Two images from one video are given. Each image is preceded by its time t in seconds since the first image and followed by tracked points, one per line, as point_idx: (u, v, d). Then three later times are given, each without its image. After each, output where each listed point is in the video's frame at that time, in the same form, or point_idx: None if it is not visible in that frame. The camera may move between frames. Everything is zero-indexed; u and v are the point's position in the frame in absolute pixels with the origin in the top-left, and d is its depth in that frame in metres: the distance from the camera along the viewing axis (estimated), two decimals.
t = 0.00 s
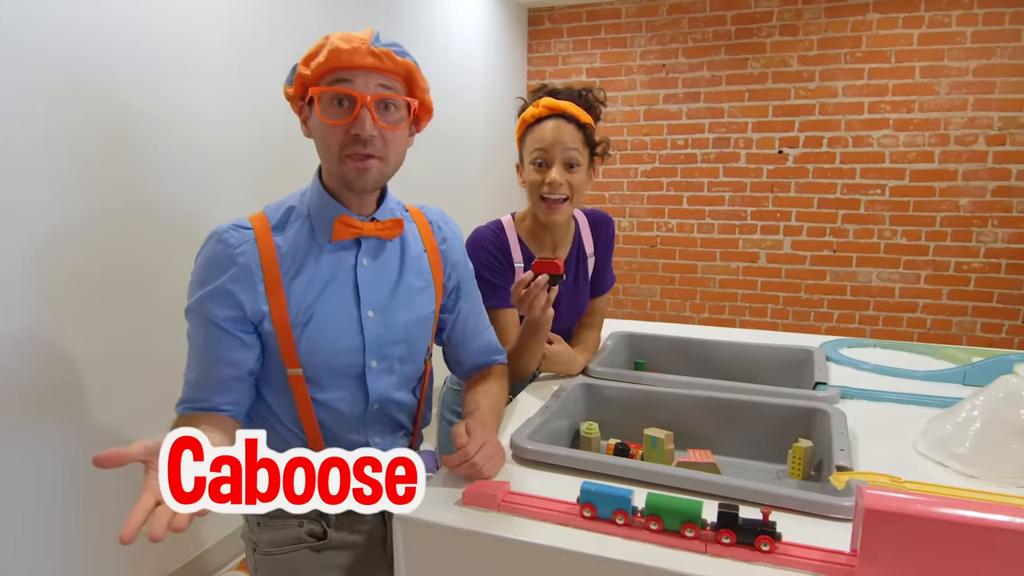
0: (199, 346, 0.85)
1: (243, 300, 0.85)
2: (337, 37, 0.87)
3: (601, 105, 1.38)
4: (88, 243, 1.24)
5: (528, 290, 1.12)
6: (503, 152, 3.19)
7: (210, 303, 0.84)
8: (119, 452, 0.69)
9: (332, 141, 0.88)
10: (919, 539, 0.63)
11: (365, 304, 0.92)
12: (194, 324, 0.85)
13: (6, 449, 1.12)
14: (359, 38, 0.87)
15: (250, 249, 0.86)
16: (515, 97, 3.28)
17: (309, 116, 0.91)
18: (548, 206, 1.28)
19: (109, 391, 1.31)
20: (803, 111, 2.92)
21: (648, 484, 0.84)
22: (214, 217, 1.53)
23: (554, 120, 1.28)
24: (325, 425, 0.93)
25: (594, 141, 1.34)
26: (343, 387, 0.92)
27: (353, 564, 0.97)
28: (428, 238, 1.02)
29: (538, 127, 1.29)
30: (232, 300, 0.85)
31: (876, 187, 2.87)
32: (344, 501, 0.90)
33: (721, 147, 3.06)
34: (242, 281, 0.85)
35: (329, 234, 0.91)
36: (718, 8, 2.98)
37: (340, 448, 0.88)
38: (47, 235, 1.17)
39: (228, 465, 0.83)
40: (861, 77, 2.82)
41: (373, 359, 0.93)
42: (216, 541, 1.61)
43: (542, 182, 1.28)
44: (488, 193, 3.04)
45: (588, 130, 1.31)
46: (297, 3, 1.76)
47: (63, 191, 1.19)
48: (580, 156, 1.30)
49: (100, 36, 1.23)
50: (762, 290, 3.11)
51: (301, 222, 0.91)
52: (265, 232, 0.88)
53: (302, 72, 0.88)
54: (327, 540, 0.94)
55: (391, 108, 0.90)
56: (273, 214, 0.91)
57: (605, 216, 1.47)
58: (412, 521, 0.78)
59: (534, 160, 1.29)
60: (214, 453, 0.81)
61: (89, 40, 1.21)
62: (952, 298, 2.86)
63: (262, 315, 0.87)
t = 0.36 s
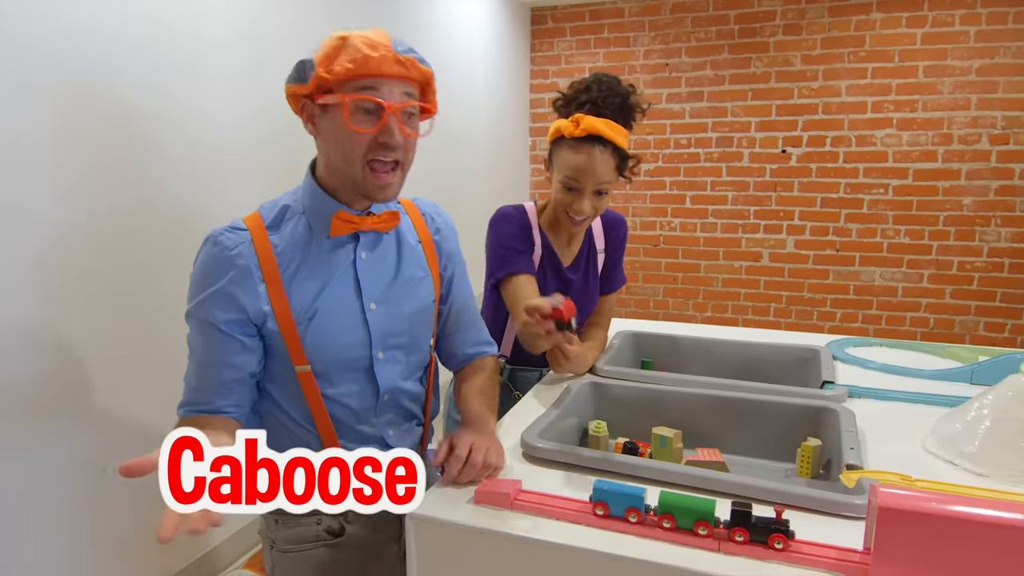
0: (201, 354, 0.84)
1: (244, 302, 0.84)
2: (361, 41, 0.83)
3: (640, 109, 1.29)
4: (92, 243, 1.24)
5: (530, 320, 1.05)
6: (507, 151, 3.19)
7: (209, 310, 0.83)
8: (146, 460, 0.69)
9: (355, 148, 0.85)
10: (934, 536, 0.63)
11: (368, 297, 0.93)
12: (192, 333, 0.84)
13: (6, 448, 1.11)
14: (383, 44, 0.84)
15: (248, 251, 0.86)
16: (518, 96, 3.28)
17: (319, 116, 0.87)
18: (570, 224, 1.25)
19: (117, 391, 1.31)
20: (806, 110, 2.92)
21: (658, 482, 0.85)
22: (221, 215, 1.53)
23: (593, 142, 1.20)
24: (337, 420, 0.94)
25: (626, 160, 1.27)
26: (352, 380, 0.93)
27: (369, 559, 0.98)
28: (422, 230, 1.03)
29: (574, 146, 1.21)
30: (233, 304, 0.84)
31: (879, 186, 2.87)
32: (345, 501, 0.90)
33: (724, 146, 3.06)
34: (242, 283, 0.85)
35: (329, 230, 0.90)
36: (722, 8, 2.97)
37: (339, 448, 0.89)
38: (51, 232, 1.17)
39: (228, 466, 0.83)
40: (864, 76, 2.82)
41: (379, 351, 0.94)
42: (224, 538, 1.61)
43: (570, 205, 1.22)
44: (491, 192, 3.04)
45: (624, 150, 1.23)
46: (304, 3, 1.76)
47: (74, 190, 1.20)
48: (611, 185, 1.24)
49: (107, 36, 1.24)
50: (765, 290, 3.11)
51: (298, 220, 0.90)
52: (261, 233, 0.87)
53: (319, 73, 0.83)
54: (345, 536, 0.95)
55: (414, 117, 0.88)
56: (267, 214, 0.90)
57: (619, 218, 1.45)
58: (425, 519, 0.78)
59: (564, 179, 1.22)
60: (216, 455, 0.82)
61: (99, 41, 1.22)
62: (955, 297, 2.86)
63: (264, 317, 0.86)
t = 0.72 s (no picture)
0: (245, 338, 0.82)
1: (288, 279, 0.84)
2: (402, 60, 0.85)
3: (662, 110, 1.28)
4: (110, 237, 1.23)
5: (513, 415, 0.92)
6: (510, 150, 3.19)
7: (253, 291, 0.82)
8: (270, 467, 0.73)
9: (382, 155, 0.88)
10: (950, 533, 0.63)
11: (393, 267, 0.97)
12: (233, 320, 0.81)
13: (16, 449, 1.10)
14: (422, 65, 0.86)
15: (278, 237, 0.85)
16: (521, 95, 3.27)
17: (344, 116, 0.88)
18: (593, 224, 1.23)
19: (130, 390, 1.30)
20: (809, 109, 2.92)
21: (669, 479, 0.85)
22: (230, 213, 1.53)
23: (617, 139, 1.18)
24: (375, 389, 0.96)
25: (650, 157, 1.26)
26: (386, 345, 0.96)
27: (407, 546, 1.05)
28: (413, 213, 1.08)
29: (598, 143, 1.19)
30: (274, 283, 0.84)
31: (883, 185, 2.87)
32: (344, 501, 0.96)
33: (728, 145, 3.06)
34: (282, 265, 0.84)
35: (348, 211, 0.92)
36: (725, 6, 2.97)
37: (337, 448, 0.94)
38: (68, 232, 1.16)
39: (228, 465, 0.92)
40: (868, 75, 2.82)
41: (407, 315, 0.98)
42: (239, 535, 1.61)
43: (594, 203, 1.21)
44: (494, 191, 3.04)
45: (648, 147, 1.22)
46: (310, 1, 1.76)
47: (92, 188, 1.20)
48: (634, 183, 1.23)
49: (119, 34, 1.23)
50: (768, 288, 3.11)
51: (314, 205, 0.91)
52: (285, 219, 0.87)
53: (359, 85, 0.84)
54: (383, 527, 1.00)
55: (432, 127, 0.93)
56: (281, 202, 0.90)
57: (636, 218, 1.42)
58: (438, 517, 0.78)
59: (587, 177, 1.21)
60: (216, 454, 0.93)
61: (111, 40, 1.22)
62: (959, 296, 2.85)
63: (304, 294, 0.86)
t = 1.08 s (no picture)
0: (297, 303, 0.83)
1: (337, 254, 0.86)
2: (445, 67, 0.89)
3: (667, 113, 1.29)
4: (121, 237, 1.24)
5: (518, 438, 0.84)
6: (512, 151, 3.19)
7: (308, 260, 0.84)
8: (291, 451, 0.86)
9: (421, 156, 0.92)
10: (958, 533, 0.63)
11: (426, 264, 0.98)
12: (288, 284, 0.82)
13: (26, 450, 1.11)
14: (462, 71, 0.90)
15: (328, 214, 0.88)
16: (523, 96, 3.28)
17: (389, 118, 0.92)
18: (600, 228, 1.23)
19: (134, 391, 1.30)
20: (811, 109, 2.92)
21: (676, 479, 0.85)
22: (234, 213, 1.53)
23: (625, 142, 1.18)
24: (394, 382, 0.96)
25: (657, 160, 1.26)
26: (412, 341, 0.97)
27: (411, 544, 1.05)
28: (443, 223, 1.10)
29: (605, 147, 1.19)
30: (325, 255, 0.86)
31: (885, 184, 2.87)
32: (344, 501, 0.96)
33: (730, 145, 3.06)
34: (331, 239, 0.86)
35: (388, 207, 0.95)
36: (727, 6, 2.97)
37: (338, 449, 0.97)
38: (74, 236, 1.16)
39: (229, 466, 1.06)
40: (870, 75, 2.82)
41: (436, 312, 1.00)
42: (240, 536, 1.61)
43: (601, 207, 1.21)
44: (496, 191, 3.04)
45: (655, 151, 1.22)
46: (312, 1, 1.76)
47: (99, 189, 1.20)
48: (641, 187, 1.23)
49: (122, 36, 1.23)
50: (770, 288, 3.11)
51: (360, 195, 0.94)
52: (333, 202, 0.90)
53: (404, 88, 0.88)
54: (387, 528, 1.00)
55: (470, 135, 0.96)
56: (330, 188, 0.93)
57: (643, 222, 1.42)
58: (444, 517, 0.78)
59: (593, 181, 1.21)
60: (216, 454, 1.10)
61: (115, 42, 1.22)
62: (961, 296, 2.85)
63: (347, 274, 0.88)
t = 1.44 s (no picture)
0: (331, 301, 0.84)
1: (377, 259, 0.87)
2: (502, 87, 0.91)
3: (674, 115, 1.29)
4: (123, 238, 1.24)
5: (544, 444, 0.84)
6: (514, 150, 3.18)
7: (350, 262, 0.85)
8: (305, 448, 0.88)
9: (473, 172, 0.94)
10: (968, 533, 0.63)
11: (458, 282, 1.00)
12: (326, 281, 0.83)
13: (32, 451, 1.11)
14: (519, 92, 0.92)
15: (374, 218, 0.89)
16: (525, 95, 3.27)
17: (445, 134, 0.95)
18: (609, 231, 1.23)
19: (138, 392, 1.30)
20: (814, 109, 2.91)
21: (685, 479, 0.85)
22: (236, 214, 1.52)
23: (634, 144, 1.18)
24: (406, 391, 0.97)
25: (665, 162, 1.26)
26: (432, 353, 0.98)
27: (411, 545, 1.05)
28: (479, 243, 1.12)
29: (613, 149, 1.19)
30: (366, 258, 0.87)
31: (887, 184, 2.87)
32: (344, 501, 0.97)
33: (732, 145, 3.06)
34: (373, 244, 0.87)
35: (433, 219, 0.97)
36: (729, 6, 2.97)
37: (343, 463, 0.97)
38: (74, 237, 1.15)
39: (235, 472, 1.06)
40: (873, 75, 2.81)
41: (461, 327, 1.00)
42: (243, 536, 1.60)
43: (609, 209, 1.21)
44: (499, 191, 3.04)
45: (663, 153, 1.22)
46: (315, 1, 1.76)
47: (101, 189, 1.19)
48: (649, 189, 1.23)
49: (124, 36, 1.23)
50: (772, 288, 3.11)
51: (406, 204, 0.95)
52: (380, 207, 0.91)
53: (460, 103, 0.90)
54: (385, 528, 1.01)
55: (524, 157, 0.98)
56: (379, 191, 0.94)
57: (649, 222, 1.44)
58: (451, 518, 0.78)
59: (601, 183, 1.21)
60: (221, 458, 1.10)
61: (117, 42, 1.21)
62: (964, 296, 2.85)
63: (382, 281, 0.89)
